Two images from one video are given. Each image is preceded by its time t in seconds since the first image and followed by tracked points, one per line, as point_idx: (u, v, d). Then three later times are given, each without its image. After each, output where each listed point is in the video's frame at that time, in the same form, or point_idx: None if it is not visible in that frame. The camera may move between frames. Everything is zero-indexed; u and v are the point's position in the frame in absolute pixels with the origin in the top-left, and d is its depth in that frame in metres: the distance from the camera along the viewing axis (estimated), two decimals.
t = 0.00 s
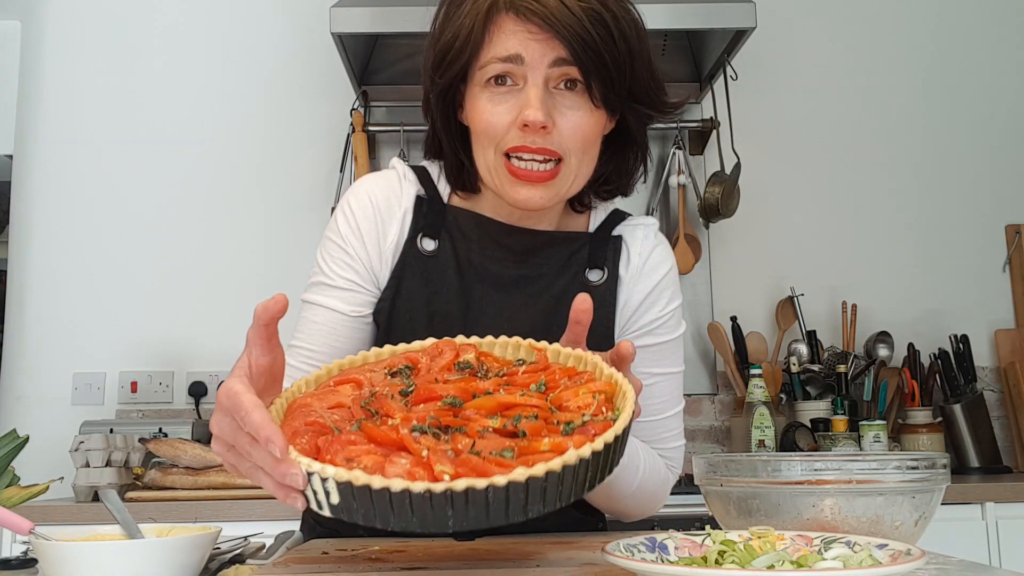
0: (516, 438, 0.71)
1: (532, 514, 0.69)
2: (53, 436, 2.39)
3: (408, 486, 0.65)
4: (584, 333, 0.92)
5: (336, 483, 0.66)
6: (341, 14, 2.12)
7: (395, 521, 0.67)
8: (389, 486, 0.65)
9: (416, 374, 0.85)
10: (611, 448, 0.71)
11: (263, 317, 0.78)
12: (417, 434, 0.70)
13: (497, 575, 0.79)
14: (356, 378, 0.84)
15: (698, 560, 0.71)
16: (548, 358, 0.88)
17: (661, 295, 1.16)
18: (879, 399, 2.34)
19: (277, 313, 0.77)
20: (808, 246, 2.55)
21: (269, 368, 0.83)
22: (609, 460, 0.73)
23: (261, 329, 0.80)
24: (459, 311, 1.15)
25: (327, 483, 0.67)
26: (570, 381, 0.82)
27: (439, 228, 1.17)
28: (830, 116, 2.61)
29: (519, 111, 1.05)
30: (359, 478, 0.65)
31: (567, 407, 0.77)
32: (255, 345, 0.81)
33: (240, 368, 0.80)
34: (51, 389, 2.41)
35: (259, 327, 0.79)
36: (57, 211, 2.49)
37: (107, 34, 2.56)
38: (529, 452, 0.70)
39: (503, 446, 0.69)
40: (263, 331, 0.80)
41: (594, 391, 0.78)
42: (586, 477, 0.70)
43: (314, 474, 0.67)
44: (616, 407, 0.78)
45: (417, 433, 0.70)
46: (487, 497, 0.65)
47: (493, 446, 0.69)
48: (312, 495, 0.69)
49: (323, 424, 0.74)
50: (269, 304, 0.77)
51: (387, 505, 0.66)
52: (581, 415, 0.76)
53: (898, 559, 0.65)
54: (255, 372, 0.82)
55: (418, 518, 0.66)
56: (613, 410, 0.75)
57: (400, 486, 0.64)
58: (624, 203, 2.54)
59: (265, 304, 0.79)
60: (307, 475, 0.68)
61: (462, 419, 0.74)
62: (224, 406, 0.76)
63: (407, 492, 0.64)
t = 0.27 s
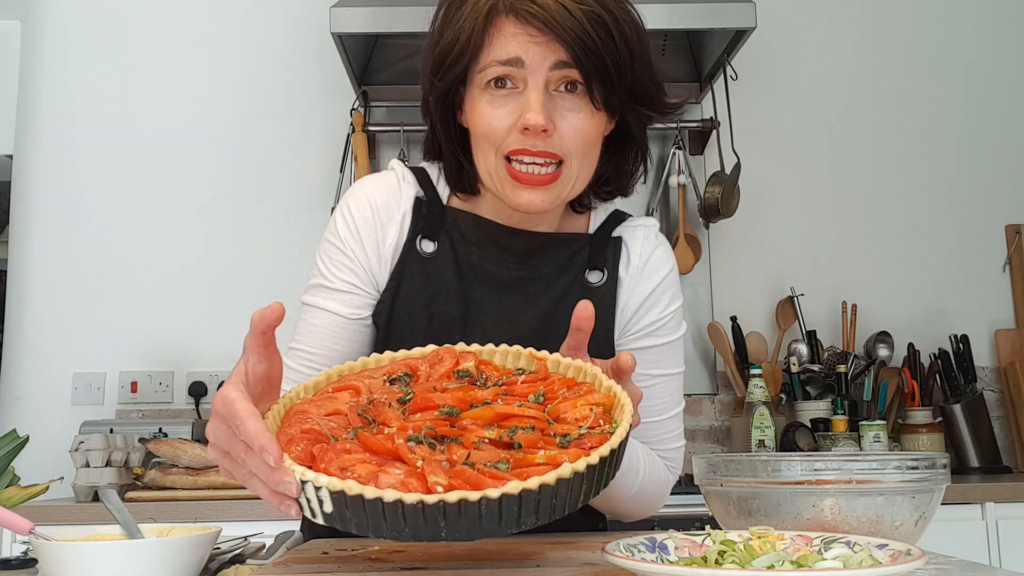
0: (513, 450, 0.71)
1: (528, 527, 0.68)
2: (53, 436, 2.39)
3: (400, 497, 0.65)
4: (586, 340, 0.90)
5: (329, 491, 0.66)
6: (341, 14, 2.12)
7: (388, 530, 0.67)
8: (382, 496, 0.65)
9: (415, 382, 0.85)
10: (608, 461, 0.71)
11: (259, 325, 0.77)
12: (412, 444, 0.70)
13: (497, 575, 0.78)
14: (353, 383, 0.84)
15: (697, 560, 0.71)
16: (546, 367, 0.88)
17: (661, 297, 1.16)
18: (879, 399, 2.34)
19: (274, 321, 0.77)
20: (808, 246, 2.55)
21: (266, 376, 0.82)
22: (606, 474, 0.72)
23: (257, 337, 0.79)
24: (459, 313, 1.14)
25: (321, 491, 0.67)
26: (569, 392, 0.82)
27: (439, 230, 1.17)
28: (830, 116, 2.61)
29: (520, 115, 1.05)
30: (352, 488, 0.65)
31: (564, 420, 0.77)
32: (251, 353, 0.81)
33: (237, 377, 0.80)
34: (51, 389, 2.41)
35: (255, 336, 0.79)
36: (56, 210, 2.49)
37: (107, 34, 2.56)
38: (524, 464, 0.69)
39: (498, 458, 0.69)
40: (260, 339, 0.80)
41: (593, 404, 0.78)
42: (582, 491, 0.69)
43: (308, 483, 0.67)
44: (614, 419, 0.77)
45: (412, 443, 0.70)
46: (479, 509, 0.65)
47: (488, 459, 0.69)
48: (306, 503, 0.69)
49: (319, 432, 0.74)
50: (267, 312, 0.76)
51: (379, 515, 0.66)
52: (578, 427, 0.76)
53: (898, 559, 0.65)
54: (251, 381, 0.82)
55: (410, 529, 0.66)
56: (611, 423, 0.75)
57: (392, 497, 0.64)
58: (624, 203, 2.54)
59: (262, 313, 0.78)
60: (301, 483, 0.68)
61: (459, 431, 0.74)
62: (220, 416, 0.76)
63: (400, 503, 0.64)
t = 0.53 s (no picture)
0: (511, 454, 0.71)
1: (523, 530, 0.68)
2: (53, 436, 2.39)
3: (398, 497, 0.64)
4: (587, 343, 0.90)
5: (328, 490, 0.66)
6: (341, 14, 2.12)
7: (384, 530, 0.67)
8: (381, 496, 0.65)
9: (417, 383, 0.85)
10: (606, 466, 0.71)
11: (263, 323, 0.77)
12: (412, 445, 0.71)
13: (497, 575, 0.78)
14: (352, 384, 0.84)
15: (698, 560, 0.71)
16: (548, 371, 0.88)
17: (661, 296, 1.16)
18: (879, 399, 2.34)
19: (278, 320, 0.77)
20: (808, 246, 2.55)
21: (268, 372, 0.82)
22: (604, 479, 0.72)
23: (261, 335, 0.79)
24: (458, 312, 1.15)
25: (320, 489, 0.67)
26: (569, 397, 0.82)
27: (439, 228, 1.16)
28: (830, 116, 2.61)
29: (517, 108, 1.05)
30: (349, 487, 0.65)
31: (564, 424, 0.77)
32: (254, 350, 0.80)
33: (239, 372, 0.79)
34: (51, 389, 2.41)
35: (259, 332, 0.79)
36: (56, 210, 2.49)
37: (107, 34, 2.56)
38: (523, 467, 0.69)
39: (497, 461, 0.69)
40: (264, 336, 0.79)
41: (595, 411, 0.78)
42: (580, 496, 0.69)
43: (307, 481, 0.67)
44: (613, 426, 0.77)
45: (412, 444, 0.71)
46: (477, 512, 0.65)
47: (486, 462, 0.69)
48: (304, 501, 0.69)
49: (320, 431, 0.74)
50: (272, 310, 0.76)
51: (377, 515, 0.66)
52: (576, 433, 0.76)
53: (898, 559, 0.65)
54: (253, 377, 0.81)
55: (408, 530, 0.66)
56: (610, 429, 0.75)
57: (391, 496, 0.64)
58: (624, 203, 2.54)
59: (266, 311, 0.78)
60: (300, 481, 0.68)
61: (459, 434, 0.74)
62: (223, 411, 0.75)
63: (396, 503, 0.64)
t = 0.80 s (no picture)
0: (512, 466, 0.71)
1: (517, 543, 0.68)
2: (54, 436, 2.39)
3: (398, 501, 0.65)
4: (598, 353, 0.88)
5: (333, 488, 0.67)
6: (341, 14, 2.12)
7: (384, 531, 0.67)
8: (380, 499, 0.65)
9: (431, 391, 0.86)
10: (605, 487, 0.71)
11: (293, 322, 0.77)
12: (418, 451, 0.71)
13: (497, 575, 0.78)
14: (364, 385, 0.85)
15: (697, 560, 0.71)
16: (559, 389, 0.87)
17: (659, 290, 1.17)
18: (879, 399, 2.34)
19: (308, 321, 0.77)
20: (808, 246, 2.55)
21: (290, 369, 0.82)
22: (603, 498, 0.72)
23: (287, 333, 0.79)
24: (457, 300, 1.14)
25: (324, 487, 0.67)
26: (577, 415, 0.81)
27: (439, 220, 1.16)
28: (830, 116, 2.61)
29: (512, 77, 1.06)
30: (352, 487, 0.66)
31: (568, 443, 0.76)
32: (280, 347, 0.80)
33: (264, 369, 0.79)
34: (50, 389, 2.41)
35: (286, 331, 0.78)
36: (56, 210, 2.49)
37: (108, 34, 2.56)
38: (522, 482, 0.69)
39: (498, 474, 0.69)
40: (290, 335, 0.79)
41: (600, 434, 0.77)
42: (575, 515, 0.69)
43: (314, 477, 0.68)
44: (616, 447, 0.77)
45: (418, 449, 0.71)
46: (472, 521, 0.65)
47: (486, 472, 0.69)
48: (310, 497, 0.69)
49: (332, 430, 0.75)
50: (304, 311, 0.76)
51: (376, 516, 0.66)
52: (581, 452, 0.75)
53: (898, 559, 0.65)
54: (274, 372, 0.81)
55: (405, 533, 0.67)
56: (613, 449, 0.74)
57: (390, 500, 0.65)
58: (624, 203, 2.54)
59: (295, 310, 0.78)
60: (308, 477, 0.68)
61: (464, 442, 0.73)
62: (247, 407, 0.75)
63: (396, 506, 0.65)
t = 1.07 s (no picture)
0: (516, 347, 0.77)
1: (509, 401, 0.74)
2: (54, 436, 2.39)
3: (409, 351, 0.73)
4: (601, 316, 0.88)
5: (352, 350, 0.73)
6: (341, 14, 2.12)
7: (396, 386, 0.73)
8: (398, 351, 0.73)
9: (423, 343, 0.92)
10: (599, 369, 0.77)
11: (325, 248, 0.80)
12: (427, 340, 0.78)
13: (497, 574, 0.78)
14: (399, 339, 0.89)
15: (698, 560, 0.71)
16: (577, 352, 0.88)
17: (656, 274, 1.17)
18: (879, 399, 2.34)
19: (338, 246, 0.79)
20: (808, 246, 2.55)
21: (319, 296, 0.85)
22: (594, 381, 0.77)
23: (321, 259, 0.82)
24: (459, 281, 1.13)
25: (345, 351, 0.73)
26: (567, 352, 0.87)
27: (442, 206, 1.16)
28: (830, 116, 2.61)
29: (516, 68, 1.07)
30: (369, 344, 0.73)
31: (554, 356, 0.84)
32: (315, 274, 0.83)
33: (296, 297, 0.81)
34: (50, 389, 2.41)
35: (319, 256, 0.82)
36: (56, 210, 2.49)
37: (108, 34, 2.56)
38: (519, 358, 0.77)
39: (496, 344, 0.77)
40: (322, 261, 0.82)
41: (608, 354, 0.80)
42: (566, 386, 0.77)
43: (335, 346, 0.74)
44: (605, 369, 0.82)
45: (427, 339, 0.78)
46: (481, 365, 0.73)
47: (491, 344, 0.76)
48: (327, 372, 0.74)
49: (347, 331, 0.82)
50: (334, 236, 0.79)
51: (391, 369, 0.73)
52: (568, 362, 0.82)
53: (898, 559, 0.65)
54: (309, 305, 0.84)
55: (417, 384, 0.73)
56: (614, 353, 0.79)
57: (407, 348, 0.73)
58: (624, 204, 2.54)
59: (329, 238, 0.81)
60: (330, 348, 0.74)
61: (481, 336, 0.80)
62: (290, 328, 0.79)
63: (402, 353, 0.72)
